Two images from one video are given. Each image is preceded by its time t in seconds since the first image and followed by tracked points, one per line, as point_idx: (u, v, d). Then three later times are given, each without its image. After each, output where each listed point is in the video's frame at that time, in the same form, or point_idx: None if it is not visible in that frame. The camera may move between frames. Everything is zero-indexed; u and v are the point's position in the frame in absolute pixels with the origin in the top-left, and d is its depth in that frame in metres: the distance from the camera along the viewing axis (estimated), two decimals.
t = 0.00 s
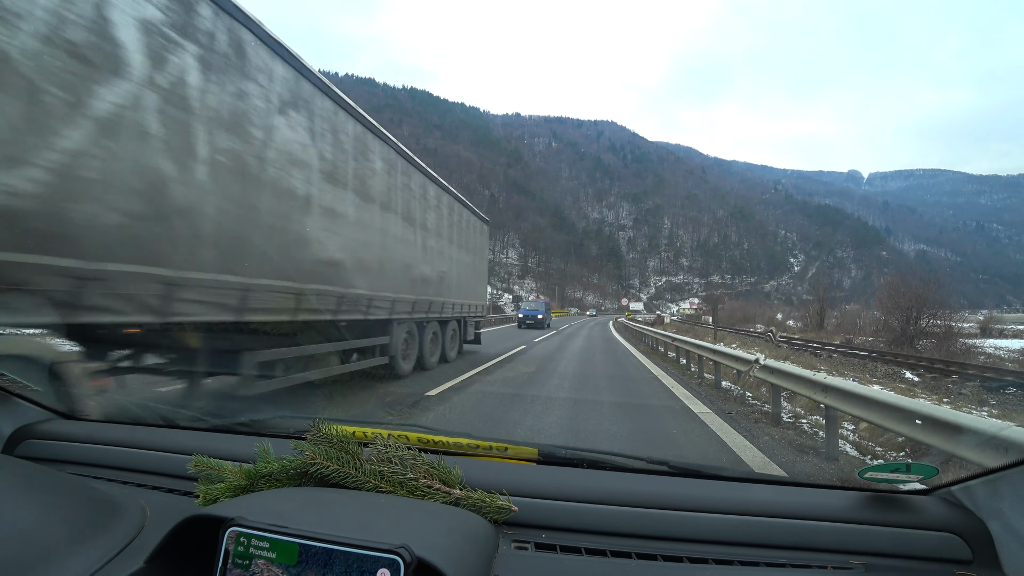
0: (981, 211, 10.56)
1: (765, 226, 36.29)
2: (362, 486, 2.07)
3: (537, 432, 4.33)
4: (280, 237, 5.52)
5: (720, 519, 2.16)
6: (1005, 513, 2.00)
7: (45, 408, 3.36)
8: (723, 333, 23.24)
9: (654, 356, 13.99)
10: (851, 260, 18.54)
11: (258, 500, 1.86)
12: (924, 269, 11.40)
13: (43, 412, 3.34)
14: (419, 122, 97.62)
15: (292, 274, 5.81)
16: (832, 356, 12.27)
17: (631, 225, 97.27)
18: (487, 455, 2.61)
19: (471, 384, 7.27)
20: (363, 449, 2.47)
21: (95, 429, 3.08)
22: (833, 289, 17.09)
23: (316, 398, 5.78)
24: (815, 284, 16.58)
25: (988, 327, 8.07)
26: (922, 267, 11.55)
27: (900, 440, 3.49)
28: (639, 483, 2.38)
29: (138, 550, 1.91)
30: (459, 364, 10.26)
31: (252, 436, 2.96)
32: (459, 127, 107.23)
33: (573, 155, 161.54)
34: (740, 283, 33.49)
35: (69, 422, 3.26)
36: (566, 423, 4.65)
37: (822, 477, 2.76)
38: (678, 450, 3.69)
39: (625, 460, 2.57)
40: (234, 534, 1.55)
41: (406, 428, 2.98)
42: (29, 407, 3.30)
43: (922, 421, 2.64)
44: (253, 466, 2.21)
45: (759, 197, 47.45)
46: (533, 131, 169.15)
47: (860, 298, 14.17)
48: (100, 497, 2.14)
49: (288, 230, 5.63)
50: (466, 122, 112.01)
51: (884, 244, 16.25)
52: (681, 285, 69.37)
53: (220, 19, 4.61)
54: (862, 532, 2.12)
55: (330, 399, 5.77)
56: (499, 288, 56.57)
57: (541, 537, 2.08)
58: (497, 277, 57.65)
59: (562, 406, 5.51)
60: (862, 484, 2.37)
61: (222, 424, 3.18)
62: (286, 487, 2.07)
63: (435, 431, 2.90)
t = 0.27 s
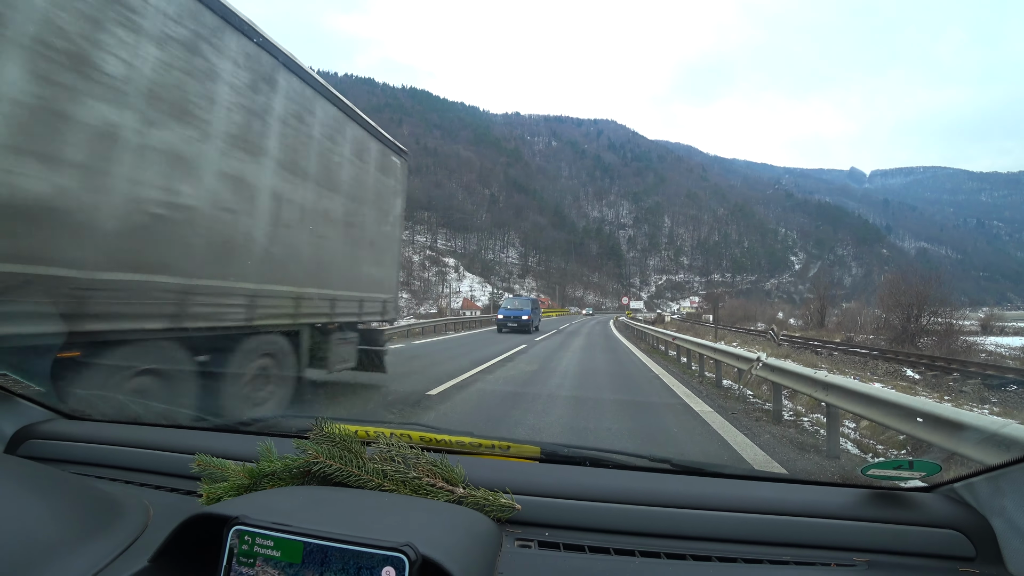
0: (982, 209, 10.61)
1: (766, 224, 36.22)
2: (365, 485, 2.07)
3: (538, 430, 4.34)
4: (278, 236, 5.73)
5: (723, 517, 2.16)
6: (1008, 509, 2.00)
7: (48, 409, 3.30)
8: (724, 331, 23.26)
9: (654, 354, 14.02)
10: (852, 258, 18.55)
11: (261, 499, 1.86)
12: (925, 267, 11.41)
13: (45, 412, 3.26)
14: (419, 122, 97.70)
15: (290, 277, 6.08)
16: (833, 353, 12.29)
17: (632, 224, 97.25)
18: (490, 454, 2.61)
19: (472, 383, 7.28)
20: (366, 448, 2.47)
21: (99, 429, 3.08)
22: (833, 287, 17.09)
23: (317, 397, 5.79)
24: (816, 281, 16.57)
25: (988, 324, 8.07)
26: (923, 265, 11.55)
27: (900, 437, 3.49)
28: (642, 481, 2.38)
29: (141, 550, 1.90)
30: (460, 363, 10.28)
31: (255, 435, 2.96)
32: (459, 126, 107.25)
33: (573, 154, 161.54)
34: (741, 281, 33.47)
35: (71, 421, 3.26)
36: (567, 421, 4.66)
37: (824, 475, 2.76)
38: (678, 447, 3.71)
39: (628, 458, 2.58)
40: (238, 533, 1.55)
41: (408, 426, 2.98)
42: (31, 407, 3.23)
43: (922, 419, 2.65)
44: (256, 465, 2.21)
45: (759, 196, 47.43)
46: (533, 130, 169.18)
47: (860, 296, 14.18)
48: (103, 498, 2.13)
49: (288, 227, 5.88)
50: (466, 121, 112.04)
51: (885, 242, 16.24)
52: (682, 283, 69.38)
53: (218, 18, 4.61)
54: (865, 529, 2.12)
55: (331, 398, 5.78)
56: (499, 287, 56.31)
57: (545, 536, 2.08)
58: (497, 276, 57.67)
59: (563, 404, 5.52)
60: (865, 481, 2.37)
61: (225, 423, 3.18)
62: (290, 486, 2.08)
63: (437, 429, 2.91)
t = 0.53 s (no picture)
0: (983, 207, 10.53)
1: (766, 223, 36.12)
2: (363, 483, 2.06)
3: (538, 429, 4.35)
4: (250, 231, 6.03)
5: (721, 515, 2.16)
6: (1008, 507, 1.99)
7: (47, 408, 3.30)
8: (725, 330, 23.24)
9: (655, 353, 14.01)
10: (853, 257, 18.50)
11: (259, 497, 1.86)
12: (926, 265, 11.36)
13: (44, 412, 3.26)
14: (420, 122, 97.75)
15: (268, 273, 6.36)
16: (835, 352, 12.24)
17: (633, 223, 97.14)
18: (490, 452, 2.61)
19: (472, 382, 7.27)
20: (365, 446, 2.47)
21: (99, 429, 3.09)
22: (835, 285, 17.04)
23: (317, 396, 5.79)
24: (817, 280, 16.53)
25: (990, 323, 8.03)
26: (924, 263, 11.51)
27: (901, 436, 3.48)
28: (641, 479, 2.38)
29: (140, 548, 1.90)
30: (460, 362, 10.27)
31: (255, 434, 2.97)
32: (460, 126, 107.27)
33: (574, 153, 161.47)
34: (742, 280, 33.38)
35: (71, 421, 3.26)
36: (567, 420, 4.66)
37: (825, 473, 2.75)
38: (678, 446, 3.71)
39: (628, 457, 2.57)
40: (234, 531, 1.55)
41: (408, 425, 2.98)
42: (31, 406, 3.22)
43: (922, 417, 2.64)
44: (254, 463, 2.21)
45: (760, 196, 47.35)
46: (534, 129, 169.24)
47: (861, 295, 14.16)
48: (102, 496, 2.14)
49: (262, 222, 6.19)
50: (466, 121, 112.04)
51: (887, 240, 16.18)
52: (683, 282, 69.27)
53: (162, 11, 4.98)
54: (865, 527, 2.11)
55: (330, 397, 5.79)
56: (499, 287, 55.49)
57: (544, 534, 2.07)
58: (498, 276, 57.67)
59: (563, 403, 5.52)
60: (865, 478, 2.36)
61: (225, 423, 3.19)
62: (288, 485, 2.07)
63: (437, 428, 2.90)
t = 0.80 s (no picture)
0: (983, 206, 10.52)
1: (767, 223, 36.06)
2: (366, 482, 2.07)
3: (539, 428, 4.35)
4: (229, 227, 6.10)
5: (722, 514, 2.16)
6: (1009, 506, 1.99)
7: (49, 406, 3.29)
8: (726, 330, 23.24)
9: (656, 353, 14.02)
10: (854, 256, 18.48)
11: (262, 495, 1.86)
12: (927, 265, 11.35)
13: (46, 410, 3.26)
14: (421, 121, 97.73)
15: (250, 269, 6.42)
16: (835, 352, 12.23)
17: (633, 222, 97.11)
18: (492, 451, 2.61)
19: (472, 381, 7.28)
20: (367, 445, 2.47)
21: (102, 427, 3.09)
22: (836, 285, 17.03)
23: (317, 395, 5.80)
24: (817, 279, 16.50)
25: (990, 323, 8.04)
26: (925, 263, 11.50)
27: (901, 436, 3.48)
28: (642, 478, 2.38)
29: (143, 546, 1.90)
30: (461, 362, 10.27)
31: (257, 432, 2.97)
32: (461, 125, 107.22)
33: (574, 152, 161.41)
34: (743, 280, 33.37)
35: (73, 420, 3.27)
36: (567, 419, 4.66)
37: (827, 473, 2.75)
38: (679, 445, 3.72)
39: (629, 456, 2.58)
40: (239, 529, 1.55)
41: (410, 424, 2.98)
42: (33, 404, 3.21)
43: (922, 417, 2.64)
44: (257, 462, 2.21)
45: (761, 195, 47.37)
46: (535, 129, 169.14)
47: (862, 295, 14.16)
48: (105, 494, 2.14)
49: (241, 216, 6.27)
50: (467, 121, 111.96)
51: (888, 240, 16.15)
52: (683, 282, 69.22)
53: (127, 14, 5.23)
54: (866, 527, 2.12)
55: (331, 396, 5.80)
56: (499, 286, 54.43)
57: (546, 533, 2.08)
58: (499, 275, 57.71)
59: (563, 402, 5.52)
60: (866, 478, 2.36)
61: (226, 421, 3.20)
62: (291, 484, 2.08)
63: (439, 427, 2.91)
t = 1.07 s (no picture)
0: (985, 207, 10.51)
1: (767, 223, 36.00)
2: (365, 482, 2.07)
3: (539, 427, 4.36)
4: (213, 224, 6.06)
5: (721, 514, 2.16)
6: (1009, 507, 1.98)
7: (48, 406, 3.29)
8: (727, 330, 23.24)
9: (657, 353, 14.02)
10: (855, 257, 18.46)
11: (260, 495, 1.86)
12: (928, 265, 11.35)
13: (45, 410, 3.25)
14: (422, 121, 97.74)
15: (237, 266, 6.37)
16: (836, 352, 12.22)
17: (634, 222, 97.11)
18: (490, 451, 2.61)
19: (472, 381, 7.27)
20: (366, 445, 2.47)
21: (101, 427, 3.09)
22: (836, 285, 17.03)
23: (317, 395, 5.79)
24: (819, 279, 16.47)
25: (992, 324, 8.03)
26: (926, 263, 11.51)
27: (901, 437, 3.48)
28: (641, 479, 2.38)
29: (141, 546, 1.91)
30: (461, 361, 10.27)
31: (255, 432, 2.97)
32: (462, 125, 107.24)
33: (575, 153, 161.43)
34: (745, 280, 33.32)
35: (73, 419, 3.26)
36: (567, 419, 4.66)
37: (826, 474, 2.75)
38: (678, 446, 3.72)
39: (628, 456, 2.57)
40: (237, 529, 1.55)
41: (408, 424, 2.98)
42: (32, 404, 3.21)
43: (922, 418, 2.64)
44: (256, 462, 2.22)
45: (763, 196, 47.38)
46: (536, 129, 169.15)
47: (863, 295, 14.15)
48: (104, 494, 2.14)
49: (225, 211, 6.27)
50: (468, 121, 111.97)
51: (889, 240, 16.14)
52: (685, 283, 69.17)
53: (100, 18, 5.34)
54: (866, 527, 2.12)
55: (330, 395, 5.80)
56: (500, 285, 54.35)
57: (545, 533, 2.08)
58: (500, 275, 57.71)
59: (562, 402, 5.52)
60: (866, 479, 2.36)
61: (225, 421, 3.19)
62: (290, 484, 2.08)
63: (438, 427, 2.91)
